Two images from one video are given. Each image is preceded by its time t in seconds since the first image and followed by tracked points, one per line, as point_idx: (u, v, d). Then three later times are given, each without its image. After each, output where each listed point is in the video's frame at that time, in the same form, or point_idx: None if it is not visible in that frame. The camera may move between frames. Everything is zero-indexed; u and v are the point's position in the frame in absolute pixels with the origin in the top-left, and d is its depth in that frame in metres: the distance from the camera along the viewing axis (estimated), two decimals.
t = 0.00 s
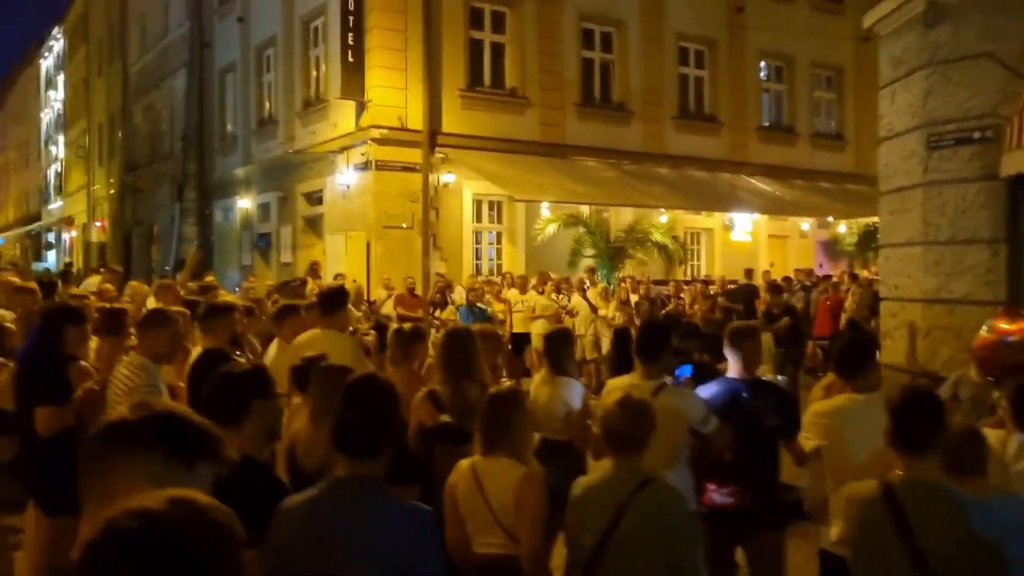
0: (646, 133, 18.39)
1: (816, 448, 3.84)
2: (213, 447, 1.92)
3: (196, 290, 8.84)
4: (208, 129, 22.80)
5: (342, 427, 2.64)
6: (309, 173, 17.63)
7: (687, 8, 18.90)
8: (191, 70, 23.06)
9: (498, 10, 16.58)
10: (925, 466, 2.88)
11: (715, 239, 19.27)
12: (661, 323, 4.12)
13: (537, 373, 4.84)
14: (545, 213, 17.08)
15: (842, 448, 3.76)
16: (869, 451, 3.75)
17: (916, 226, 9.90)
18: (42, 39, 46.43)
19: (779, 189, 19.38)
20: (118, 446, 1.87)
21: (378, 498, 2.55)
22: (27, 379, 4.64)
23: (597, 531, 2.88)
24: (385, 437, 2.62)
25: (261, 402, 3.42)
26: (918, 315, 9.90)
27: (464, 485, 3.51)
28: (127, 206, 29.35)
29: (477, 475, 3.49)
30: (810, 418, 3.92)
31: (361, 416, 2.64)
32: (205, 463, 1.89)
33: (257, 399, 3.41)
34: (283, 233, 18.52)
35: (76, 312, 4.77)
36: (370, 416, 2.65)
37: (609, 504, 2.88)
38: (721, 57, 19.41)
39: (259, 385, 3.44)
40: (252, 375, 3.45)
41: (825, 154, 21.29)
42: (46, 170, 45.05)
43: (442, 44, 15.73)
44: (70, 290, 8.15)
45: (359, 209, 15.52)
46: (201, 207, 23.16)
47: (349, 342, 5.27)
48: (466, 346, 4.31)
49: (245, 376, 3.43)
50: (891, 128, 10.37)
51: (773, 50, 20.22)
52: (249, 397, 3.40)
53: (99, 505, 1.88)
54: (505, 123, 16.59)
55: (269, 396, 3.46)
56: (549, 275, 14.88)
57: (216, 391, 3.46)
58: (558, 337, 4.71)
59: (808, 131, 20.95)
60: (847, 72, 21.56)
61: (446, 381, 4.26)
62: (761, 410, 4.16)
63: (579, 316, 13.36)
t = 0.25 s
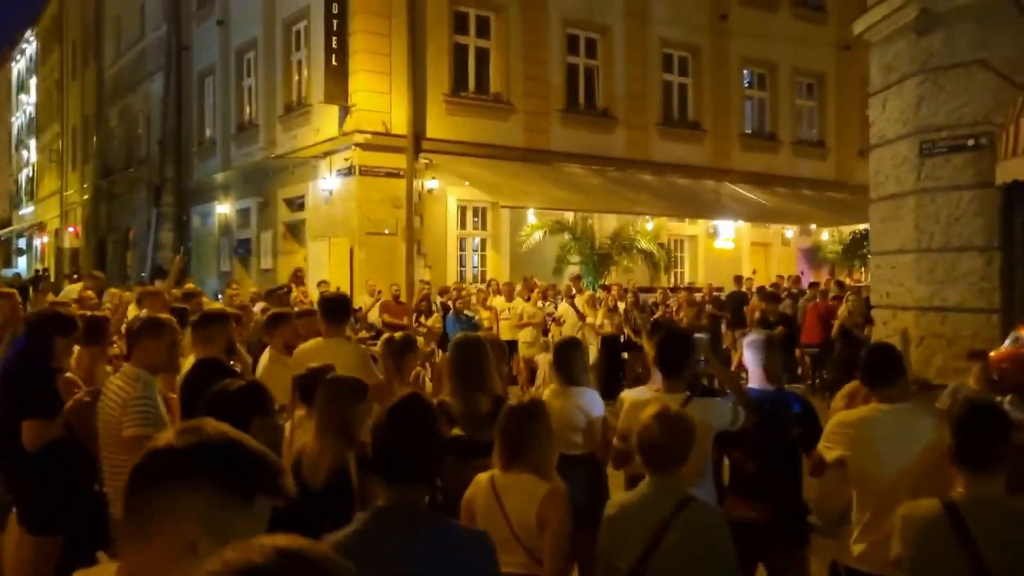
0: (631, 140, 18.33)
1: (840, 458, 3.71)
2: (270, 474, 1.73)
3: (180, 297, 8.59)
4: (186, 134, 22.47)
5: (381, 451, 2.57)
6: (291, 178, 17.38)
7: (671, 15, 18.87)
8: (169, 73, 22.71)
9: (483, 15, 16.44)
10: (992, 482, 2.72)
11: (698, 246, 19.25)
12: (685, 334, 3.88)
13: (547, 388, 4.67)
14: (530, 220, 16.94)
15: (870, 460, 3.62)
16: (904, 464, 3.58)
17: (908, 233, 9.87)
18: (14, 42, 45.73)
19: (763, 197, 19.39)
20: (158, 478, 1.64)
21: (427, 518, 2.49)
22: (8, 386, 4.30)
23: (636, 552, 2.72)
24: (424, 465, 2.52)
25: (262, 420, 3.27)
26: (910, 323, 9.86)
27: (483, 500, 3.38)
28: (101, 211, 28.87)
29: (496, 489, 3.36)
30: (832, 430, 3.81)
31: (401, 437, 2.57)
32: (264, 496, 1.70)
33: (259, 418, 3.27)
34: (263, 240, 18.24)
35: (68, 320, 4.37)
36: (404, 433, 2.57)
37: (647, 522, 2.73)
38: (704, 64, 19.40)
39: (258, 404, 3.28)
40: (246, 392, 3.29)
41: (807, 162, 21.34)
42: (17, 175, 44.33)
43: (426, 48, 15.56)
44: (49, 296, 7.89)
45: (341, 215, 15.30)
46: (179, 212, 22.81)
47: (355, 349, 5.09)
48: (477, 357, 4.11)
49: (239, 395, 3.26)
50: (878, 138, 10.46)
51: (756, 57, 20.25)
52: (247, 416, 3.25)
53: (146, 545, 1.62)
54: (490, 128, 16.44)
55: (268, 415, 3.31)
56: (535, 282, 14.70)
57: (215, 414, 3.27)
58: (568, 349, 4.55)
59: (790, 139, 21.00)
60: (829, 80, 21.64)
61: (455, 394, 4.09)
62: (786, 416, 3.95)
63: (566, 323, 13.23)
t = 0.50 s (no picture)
0: (596, 147, 18.26)
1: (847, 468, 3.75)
2: (306, 529, 1.73)
3: (143, 304, 8.29)
4: (142, 136, 21.93)
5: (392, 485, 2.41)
6: (252, 182, 17.02)
7: (636, 22, 18.87)
8: (124, 74, 22.17)
9: (449, 19, 16.27)
10: None
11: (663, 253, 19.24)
12: (695, 350, 3.84)
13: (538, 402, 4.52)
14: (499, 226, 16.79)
15: (876, 473, 3.71)
16: (909, 486, 3.73)
17: (878, 242, 9.87)
18: None
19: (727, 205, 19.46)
20: (185, 529, 1.71)
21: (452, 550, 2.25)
22: None
23: None
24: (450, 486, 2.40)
25: (248, 446, 3.25)
26: (881, 331, 9.86)
27: (480, 519, 3.21)
28: (53, 215, 28.11)
29: (496, 510, 3.20)
30: (833, 439, 3.85)
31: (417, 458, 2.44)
32: (304, 549, 1.72)
33: (244, 443, 3.25)
34: (222, 244, 17.85)
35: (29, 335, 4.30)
36: (414, 463, 2.43)
37: (670, 547, 2.62)
38: (669, 72, 19.43)
39: (243, 431, 3.28)
40: (229, 417, 3.29)
41: (769, 170, 21.50)
42: None
43: (392, 52, 15.34)
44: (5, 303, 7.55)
45: (305, 220, 15.01)
46: (134, 216, 22.26)
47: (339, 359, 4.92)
48: (469, 372, 3.96)
49: (223, 421, 3.26)
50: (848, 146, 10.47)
51: (719, 65, 20.34)
52: (231, 445, 3.24)
53: None
54: (455, 133, 16.25)
55: (254, 443, 3.29)
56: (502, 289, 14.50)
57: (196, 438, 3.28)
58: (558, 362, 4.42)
59: (753, 147, 21.13)
60: (791, 89, 21.82)
61: (447, 409, 3.92)
62: (790, 428, 3.81)
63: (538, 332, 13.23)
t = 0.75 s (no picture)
0: (574, 153, 18.17)
1: (860, 481, 3.47)
2: None
3: (115, 311, 8.02)
4: (110, 138, 21.49)
5: (438, 509, 2.23)
6: (224, 186, 16.71)
7: (614, 28, 18.83)
8: (92, 75, 21.72)
9: (427, 22, 16.11)
10: None
11: (640, 259, 19.18)
12: (717, 362, 3.61)
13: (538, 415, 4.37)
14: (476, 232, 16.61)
15: (889, 493, 3.43)
16: (926, 513, 3.42)
17: (863, 249, 9.85)
18: None
19: (704, 211, 19.44)
20: None
21: None
22: None
23: None
24: (500, 518, 2.24)
25: (266, 475, 2.71)
26: (865, 339, 9.82)
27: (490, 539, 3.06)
28: (15, 218, 27.48)
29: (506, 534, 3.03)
30: (849, 450, 3.57)
31: (470, 497, 2.21)
32: None
33: (262, 472, 2.71)
34: (193, 249, 17.50)
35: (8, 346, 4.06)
36: (466, 486, 2.23)
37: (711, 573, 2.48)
38: (646, 78, 19.41)
39: (262, 457, 2.71)
40: (247, 440, 2.72)
41: (745, 176, 21.56)
42: None
43: (369, 55, 15.14)
44: None
45: (280, 225, 14.75)
46: (101, 221, 21.80)
47: (336, 370, 4.75)
48: (473, 387, 3.84)
49: (239, 443, 2.70)
50: (832, 153, 10.46)
51: (696, 72, 20.36)
52: (249, 473, 2.69)
53: None
54: (433, 137, 16.08)
55: (271, 467, 2.75)
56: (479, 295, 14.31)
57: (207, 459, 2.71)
58: (563, 374, 4.25)
59: (728, 154, 21.18)
60: (765, 97, 21.93)
61: (448, 423, 3.78)
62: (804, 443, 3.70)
63: (516, 339, 12.98)
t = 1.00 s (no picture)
0: (526, 156, 18.12)
1: (847, 484, 3.46)
2: None
3: (60, 316, 7.70)
4: (48, 137, 20.81)
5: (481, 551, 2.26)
6: (169, 187, 16.27)
7: (567, 32, 18.84)
8: (28, 71, 21.01)
9: (379, 23, 15.91)
10: None
11: (592, 263, 19.20)
12: (704, 367, 3.64)
13: (510, 422, 4.27)
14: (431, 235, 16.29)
15: (880, 502, 3.40)
16: (916, 525, 3.41)
17: (818, 254, 9.95)
18: None
19: (656, 215, 19.55)
20: None
21: None
22: None
23: None
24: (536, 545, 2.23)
25: (276, 496, 2.65)
26: (821, 341, 9.91)
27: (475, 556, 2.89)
28: None
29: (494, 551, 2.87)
30: (839, 456, 3.55)
31: (516, 528, 2.42)
32: None
33: (273, 492, 2.64)
34: (136, 252, 17.02)
35: None
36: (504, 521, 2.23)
37: None
38: (599, 82, 19.47)
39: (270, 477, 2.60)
40: (257, 456, 2.65)
41: (695, 181, 21.76)
42: None
43: (321, 55, 14.89)
44: None
45: (228, 228, 14.41)
46: (38, 222, 21.09)
47: (309, 378, 4.66)
48: (451, 397, 3.76)
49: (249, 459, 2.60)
50: (788, 158, 10.56)
51: (647, 77, 20.49)
52: (254, 503, 2.53)
53: None
54: (385, 140, 15.88)
55: (281, 489, 2.68)
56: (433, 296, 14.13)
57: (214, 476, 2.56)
58: (544, 380, 4.23)
59: (679, 158, 21.36)
60: (715, 102, 22.16)
61: (426, 433, 3.68)
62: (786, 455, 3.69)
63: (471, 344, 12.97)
